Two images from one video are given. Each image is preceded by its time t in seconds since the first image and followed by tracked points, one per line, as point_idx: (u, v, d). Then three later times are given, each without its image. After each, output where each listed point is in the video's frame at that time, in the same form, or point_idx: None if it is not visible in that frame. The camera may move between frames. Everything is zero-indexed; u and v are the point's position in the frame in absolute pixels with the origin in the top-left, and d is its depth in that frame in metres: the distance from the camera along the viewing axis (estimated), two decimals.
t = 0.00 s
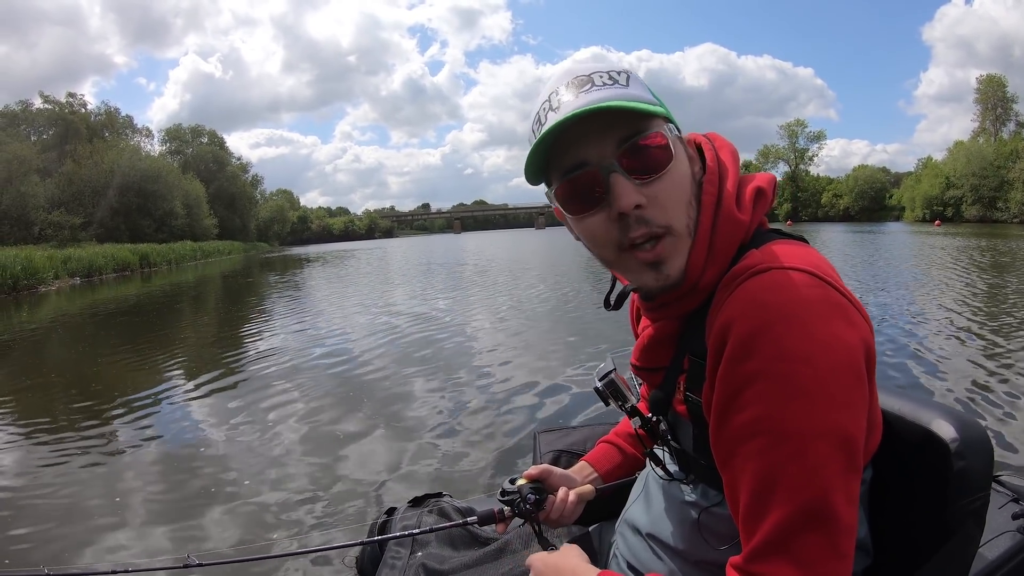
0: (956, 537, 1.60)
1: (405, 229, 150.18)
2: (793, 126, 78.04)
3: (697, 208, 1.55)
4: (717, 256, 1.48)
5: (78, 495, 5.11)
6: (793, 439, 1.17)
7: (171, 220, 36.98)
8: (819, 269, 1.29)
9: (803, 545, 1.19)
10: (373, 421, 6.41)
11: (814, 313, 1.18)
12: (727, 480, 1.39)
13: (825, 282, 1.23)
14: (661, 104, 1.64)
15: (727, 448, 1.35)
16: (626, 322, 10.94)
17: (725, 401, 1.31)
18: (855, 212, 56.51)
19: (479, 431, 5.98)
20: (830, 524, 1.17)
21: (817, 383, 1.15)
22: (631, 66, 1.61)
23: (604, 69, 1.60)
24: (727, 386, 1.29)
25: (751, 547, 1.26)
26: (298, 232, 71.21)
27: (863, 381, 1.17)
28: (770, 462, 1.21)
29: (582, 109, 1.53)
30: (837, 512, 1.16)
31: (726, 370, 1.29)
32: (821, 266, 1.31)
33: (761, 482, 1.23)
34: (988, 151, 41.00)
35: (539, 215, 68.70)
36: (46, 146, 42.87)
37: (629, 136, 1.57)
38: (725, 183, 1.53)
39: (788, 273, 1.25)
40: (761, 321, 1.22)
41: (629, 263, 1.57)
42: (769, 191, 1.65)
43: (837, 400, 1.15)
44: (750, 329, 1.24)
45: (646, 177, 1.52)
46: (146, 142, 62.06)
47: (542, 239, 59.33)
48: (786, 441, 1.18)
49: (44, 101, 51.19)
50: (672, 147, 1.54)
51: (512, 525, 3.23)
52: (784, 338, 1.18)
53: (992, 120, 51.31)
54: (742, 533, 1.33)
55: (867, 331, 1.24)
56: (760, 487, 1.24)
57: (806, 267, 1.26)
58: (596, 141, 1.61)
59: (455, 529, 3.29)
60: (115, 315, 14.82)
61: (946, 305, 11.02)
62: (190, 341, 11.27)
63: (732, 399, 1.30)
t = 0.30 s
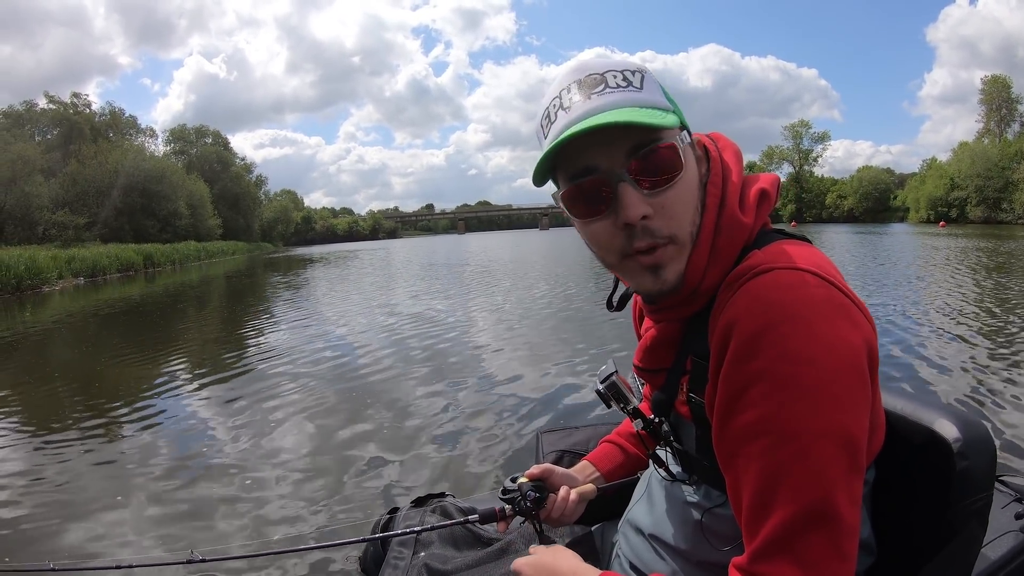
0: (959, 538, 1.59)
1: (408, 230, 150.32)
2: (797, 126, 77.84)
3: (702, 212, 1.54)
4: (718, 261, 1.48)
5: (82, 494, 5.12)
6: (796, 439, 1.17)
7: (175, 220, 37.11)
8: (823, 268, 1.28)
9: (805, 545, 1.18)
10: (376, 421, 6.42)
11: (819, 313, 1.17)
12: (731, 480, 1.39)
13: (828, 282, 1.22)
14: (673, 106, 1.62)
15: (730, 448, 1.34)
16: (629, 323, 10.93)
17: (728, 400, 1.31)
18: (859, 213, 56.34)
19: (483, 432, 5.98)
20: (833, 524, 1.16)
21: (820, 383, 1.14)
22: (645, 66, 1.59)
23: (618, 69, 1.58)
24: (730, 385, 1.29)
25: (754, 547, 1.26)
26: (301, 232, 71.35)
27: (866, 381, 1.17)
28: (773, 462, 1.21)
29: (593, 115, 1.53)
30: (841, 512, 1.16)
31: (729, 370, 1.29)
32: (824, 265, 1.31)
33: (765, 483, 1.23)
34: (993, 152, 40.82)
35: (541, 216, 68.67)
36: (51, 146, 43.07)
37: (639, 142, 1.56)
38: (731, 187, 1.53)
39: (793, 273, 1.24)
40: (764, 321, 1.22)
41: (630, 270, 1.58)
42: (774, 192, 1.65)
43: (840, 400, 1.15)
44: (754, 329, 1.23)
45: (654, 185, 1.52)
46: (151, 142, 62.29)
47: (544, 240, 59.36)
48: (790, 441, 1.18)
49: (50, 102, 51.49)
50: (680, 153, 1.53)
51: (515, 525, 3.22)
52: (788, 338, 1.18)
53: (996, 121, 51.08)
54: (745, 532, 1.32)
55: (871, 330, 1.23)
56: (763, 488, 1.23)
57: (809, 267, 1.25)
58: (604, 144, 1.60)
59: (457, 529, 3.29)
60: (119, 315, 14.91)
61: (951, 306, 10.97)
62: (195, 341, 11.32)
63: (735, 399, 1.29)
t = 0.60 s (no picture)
0: (960, 541, 1.59)
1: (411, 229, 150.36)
2: (801, 126, 77.59)
3: (689, 216, 1.54)
4: (705, 265, 1.48)
5: (86, 495, 5.14)
6: (795, 445, 1.17)
7: (179, 219, 37.22)
8: (821, 273, 1.28)
9: (805, 550, 1.18)
10: (378, 421, 6.43)
11: (816, 319, 1.17)
12: (729, 484, 1.39)
13: (826, 287, 1.22)
14: (667, 108, 1.61)
15: (729, 453, 1.34)
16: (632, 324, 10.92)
17: (727, 406, 1.31)
18: (864, 213, 56.13)
19: (484, 432, 5.98)
20: (833, 530, 1.16)
21: (818, 388, 1.14)
22: (639, 70, 1.58)
23: (612, 72, 1.59)
24: (729, 390, 1.28)
25: (754, 553, 1.26)
26: (305, 231, 71.47)
27: (865, 386, 1.17)
28: (772, 467, 1.21)
29: (577, 117, 1.55)
30: (842, 517, 1.16)
31: (727, 375, 1.28)
32: (823, 270, 1.30)
33: (765, 489, 1.22)
34: (997, 152, 40.64)
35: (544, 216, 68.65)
36: (55, 144, 43.22)
37: (625, 144, 1.57)
38: (724, 191, 1.52)
39: (790, 278, 1.24)
40: (761, 327, 1.22)
41: (612, 271, 1.59)
42: (773, 197, 1.62)
43: (840, 406, 1.14)
44: (750, 335, 1.23)
45: (637, 187, 1.53)
46: (155, 141, 62.44)
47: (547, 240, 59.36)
48: (789, 446, 1.18)
49: (55, 102, 51.67)
50: (666, 156, 1.53)
51: (514, 530, 3.22)
52: (784, 344, 1.18)
53: (1001, 122, 50.79)
54: (745, 538, 1.32)
55: (870, 336, 1.23)
56: (763, 493, 1.23)
57: (808, 272, 1.25)
58: (592, 147, 1.62)
59: (457, 534, 3.28)
60: (123, 314, 14.96)
61: (956, 307, 10.93)
62: (198, 340, 11.36)
63: (734, 404, 1.29)
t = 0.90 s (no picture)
0: (960, 543, 1.58)
1: (415, 227, 150.47)
2: (806, 124, 77.25)
3: (685, 215, 1.54)
4: (699, 264, 1.49)
5: (89, 491, 5.16)
6: (789, 447, 1.17)
7: (183, 217, 37.34)
8: (816, 276, 1.28)
9: (802, 553, 1.18)
10: (380, 419, 6.44)
11: (810, 320, 1.17)
12: (726, 487, 1.39)
13: (820, 290, 1.22)
14: (664, 108, 1.61)
15: (726, 457, 1.34)
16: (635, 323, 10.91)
17: (723, 409, 1.31)
18: (869, 213, 55.88)
19: (486, 430, 5.98)
20: (828, 532, 1.16)
21: (813, 390, 1.14)
22: (637, 70, 1.58)
23: (610, 72, 1.59)
24: (724, 393, 1.29)
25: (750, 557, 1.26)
26: (309, 229, 71.62)
27: (860, 389, 1.17)
28: (768, 470, 1.21)
29: (575, 113, 1.55)
30: (838, 518, 1.16)
31: (722, 378, 1.28)
32: (818, 272, 1.30)
33: (760, 491, 1.23)
34: (1004, 151, 40.37)
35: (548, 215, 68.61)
36: (61, 142, 43.42)
37: (620, 141, 1.57)
38: (720, 191, 1.51)
39: (784, 281, 1.24)
40: (755, 329, 1.22)
41: (607, 267, 1.59)
42: (768, 200, 1.62)
43: (834, 408, 1.14)
44: (744, 338, 1.23)
45: (632, 183, 1.53)
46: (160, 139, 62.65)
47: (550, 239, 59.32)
48: (784, 448, 1.18)
49: (61, 100, 51.92)
50: (662, 154, 1.53)
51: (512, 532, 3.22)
52: (778, 348, 1.18)
53: (1007, 121, 50.38)
54: (742, 541, 1.32)
55: (865, 338, 1.23)
56: (758, 496, 1.23)
57: (803, 274, 1.25)
58: (588, 143, 1.63)
59: (455, 536, 3.29)
60: (127, 311, 15.04)
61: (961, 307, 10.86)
62: (202, 338, 11.41)
63: (729, 408, 1.29)
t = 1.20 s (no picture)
0: (958, 541, 1.58)
1: (418, 226, 150.56)
2: (811, 123, 76.89)
3: (683, 212, 1.55)
4: (697, 260, 1.49)
5: (93, 487, 5.20)
6: (785, 443, 1.18)
7: (187, 215, 37.42)
8: (813, 273, 1.28)
9: (798, 549, 1.19)
10: (381, 415, 6.46)
11: (806, 317, 1.18)
12: (724, 484, 1.39)
13: (818, 287, 1.22)
14: (663, 106, 1.61)
15: (723, 454, 1.34)
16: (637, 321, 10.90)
17: (720, 405, 1.31)
18: (874, 212, 55.59)
19: (487, 427, 5.99)
20: (824, 529, 1.17)
21: (809, 385, 1.15)
22: (636, 67, 1.59)
23: (610, 69, 1.59)
24: (721, 389, 1.29)
25: (746, 553, 1.26)
26: (312, 227, 71.68)
27: (856, 385, 1.17)
28: (764, 467, 1.21)
29: (573, 110, 1.56)
30: (833, 514, 1.16)
31: (719, 375, 1.29)
32: (815, 269, 1.30)
33: (756, 488, 1.23)
34: (1010, 150, 40.04)
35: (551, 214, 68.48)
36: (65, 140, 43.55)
37: (619, 138, 1.58)
38: (718, 187, 1.51)
39: (781, 278, 1.24)
40: (751, 326, 1.22)
41: (605, 264, 1.60)
42: (767, 196, 1.62)
43: (829, 404, 1.15)
44: (741, 334, 1.24)
45: (631, 180, 1.54)
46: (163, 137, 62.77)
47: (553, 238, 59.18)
48: (780, 445, 1.18)
49: (66, 99, 52.04)
50: (660, 151, 1.53)
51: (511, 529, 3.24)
52: (773, 344, 1.18)
53: (1014, 119, 49.95)
54: (738, 537, 1.32)
55: (862, 335, 1.24)
56: (754, 492, 1.24)
57: (800, 271, 1.25)
58: (586, 140, 1.64)
59: (454, 532, 3.30)
60: (131, 309, 15.11)
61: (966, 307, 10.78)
62: (205, 335, 11.47)
63: (726, 405, 1.30)
